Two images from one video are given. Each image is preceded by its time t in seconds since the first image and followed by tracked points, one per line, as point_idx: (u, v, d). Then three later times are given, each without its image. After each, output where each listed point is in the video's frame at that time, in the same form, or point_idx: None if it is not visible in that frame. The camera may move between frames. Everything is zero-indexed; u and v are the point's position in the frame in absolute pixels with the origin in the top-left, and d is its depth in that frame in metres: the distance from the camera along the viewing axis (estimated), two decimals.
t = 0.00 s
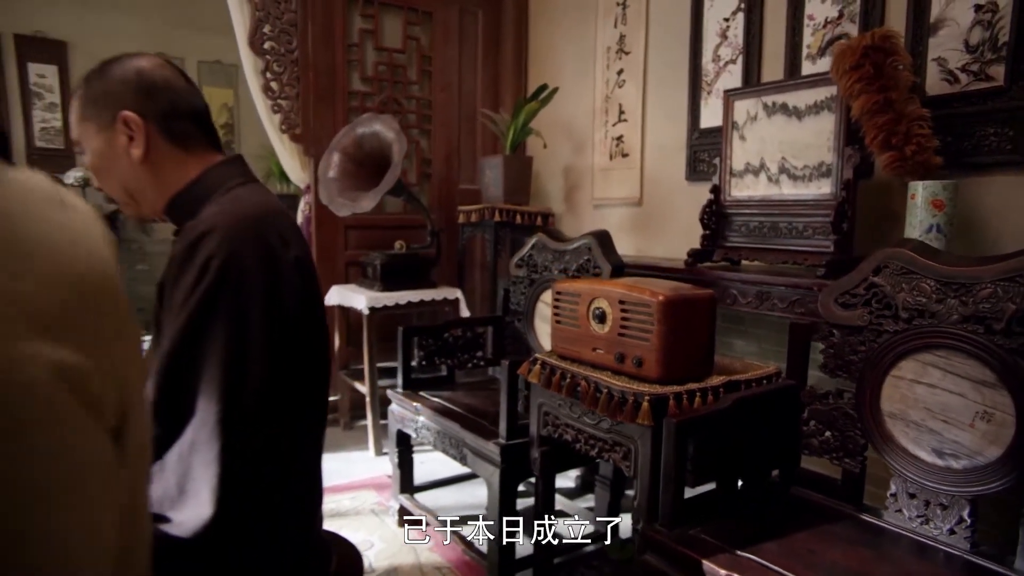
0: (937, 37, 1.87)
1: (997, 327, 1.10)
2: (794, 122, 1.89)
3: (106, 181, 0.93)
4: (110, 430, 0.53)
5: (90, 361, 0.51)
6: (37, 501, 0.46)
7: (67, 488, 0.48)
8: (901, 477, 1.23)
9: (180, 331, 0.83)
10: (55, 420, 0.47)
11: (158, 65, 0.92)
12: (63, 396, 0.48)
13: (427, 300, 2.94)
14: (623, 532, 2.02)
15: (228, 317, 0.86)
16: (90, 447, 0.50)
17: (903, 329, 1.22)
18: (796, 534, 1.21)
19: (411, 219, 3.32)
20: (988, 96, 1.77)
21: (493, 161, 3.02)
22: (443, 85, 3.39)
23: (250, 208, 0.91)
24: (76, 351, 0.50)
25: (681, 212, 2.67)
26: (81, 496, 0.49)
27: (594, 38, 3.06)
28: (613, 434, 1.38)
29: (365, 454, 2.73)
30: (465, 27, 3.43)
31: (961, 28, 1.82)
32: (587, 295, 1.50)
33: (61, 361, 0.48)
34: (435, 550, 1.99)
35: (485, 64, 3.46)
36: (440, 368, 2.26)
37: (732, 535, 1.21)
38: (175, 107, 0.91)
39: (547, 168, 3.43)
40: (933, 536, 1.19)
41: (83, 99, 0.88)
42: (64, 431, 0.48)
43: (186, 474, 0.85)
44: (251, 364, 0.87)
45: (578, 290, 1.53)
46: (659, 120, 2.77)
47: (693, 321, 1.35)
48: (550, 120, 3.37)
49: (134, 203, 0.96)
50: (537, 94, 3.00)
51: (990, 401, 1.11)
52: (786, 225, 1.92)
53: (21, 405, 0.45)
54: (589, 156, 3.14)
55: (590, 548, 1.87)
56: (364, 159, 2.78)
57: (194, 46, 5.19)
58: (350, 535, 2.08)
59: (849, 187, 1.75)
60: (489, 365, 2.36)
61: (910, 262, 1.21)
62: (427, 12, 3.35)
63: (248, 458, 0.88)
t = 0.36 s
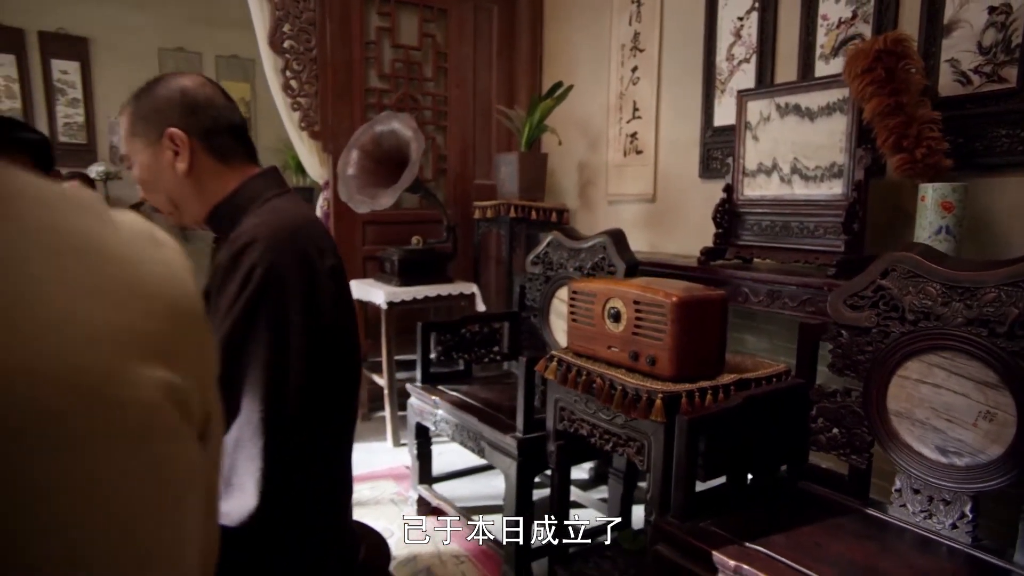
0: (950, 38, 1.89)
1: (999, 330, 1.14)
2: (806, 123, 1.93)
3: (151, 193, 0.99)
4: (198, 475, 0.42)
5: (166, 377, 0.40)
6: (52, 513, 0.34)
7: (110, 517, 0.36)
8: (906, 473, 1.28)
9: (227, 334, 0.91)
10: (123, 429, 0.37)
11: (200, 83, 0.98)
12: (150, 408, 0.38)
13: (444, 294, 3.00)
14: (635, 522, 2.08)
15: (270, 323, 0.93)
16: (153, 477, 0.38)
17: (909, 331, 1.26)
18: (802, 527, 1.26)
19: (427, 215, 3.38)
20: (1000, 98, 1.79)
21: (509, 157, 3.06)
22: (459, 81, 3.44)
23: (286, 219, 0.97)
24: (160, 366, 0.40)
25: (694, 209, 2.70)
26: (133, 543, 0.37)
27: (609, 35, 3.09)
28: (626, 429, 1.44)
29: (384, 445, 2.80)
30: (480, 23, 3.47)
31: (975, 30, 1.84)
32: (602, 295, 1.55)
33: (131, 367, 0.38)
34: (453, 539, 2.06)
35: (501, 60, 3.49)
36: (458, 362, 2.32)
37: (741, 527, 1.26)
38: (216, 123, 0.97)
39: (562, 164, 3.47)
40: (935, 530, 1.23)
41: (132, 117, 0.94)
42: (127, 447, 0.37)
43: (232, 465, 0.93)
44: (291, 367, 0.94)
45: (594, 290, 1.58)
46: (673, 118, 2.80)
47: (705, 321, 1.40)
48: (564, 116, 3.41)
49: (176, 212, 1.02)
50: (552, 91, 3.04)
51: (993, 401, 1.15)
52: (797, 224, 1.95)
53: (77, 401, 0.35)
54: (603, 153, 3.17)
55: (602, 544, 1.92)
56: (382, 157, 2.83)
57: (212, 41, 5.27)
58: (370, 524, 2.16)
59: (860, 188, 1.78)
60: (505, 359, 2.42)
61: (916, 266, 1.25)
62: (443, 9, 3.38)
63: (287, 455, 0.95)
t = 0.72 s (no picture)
0: (963, 40, 1.91)
1: (1003, 333, 1.18)
2: (819, 124, 1.96)
3: (195, 203, 1.06)
4: (248, 490, 0.47)
5: (238, 398, 0.46)
6: (51, 512, 0.38)
7: (129, 526, 0.41)
8: (911, 469, 1.32)
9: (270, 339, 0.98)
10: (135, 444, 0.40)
11: (240, 100, 1.04)
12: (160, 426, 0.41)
13: (461, 290, 3.06)
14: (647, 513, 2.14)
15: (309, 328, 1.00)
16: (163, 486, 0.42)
17: (916, 332, 1.30)
18: (810, 520, 1.31)
19: (444, 211, 3.44)
20: (1013, 99, 1.81)
21: (525, 155, 3.11)
22: (475, 79, 3.48)
23: (321, 228, 1.03)
24: (239, 383, 0.46)
25: (707, 206, 2.74)
26: (168, 545, 0.43)
27: (624, 32, 3.11)
28: (641, 424, 1.49)
29: (403, 436, 2.87)
30: (496, 21, 3.51)
31: (989, 32, 1.85)
32: (617, 295, 1.60)
33: (214, 384, 0.44)
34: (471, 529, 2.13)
35: (517, 57, 3.53)
36: (476, 357, 2.39)
37: (751, 520, 1.32)
38: (255, 138, 1.03)
39: (577, 161, 3.51)
40: (939, 524, 1.28)
41: (178, 132, 1.01)
42: (184, 459, 0.43)
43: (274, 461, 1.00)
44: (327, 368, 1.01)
45: (610, 290, 1.63)
46: (687, 116, 2.83)
47: (717, 321, 1.45)
48: (580, 113, 3.44)
49: (217, 221, 1.09)
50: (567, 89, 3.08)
51: (996, 402, 1.19)
52: (809, 224, 1.99)
53: (127, 415, 0.40)
54: (618, 149, 3.21)
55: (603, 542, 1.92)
56: (400, 155, 2.89)
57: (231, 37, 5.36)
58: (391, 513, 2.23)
59: (872, 189, 1.81)
60: (521, 354, 2.48)
61: (924, 269, 1.29)
62: (460, 7, 3.43)
63: (323, 450, 1.01)
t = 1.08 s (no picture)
0: (975, 41, 1.93)
1: (1005, 333, 1.22)
2: (830, 125, 2.00)
3: (233, 209, 1.13)
4: (235, 491, 0.47)
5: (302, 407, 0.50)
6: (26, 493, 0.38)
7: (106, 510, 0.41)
8: (915, 464, 1.37)
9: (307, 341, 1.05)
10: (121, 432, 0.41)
11: (275, 112, 1.10)
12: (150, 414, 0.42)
13: (478, 284, 3.13)
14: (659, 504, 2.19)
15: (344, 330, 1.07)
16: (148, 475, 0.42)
17: (920, 332, 1.35)
18: (816, 511, 1.37)
19: (460, 207, 3.50)
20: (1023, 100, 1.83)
21: (539, 151, 3.16)
22: (490, 76, 3.53)
23: (352, 235, 1.10)
24: (304, 391, 0.51)
25: (720, 203, 2.78)
26: (165, 537, 0.44)
27: (638, 29, 3.14)
28: (653, 418, 1.55)
29: (420, 428, 2.95)
30: (511, 19, 3.54)
31: (1001, 33, 1.87)
32: (631, 294, 1.66)
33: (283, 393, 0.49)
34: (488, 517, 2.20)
35: (531, 54, 3.57)
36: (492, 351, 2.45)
37: (759, 511, 1.37)
38: (289, 149, 1.09)
39: (591, 157, 3.55)
40: (941, 517, 1.33)
41: (218, 144, 1.07)
42: (170, 451, 0.43)
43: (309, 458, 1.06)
44: (360, 368, 1.08)
45: (624, 288, 1.68)
46: (701, 113, 2.86)
47: (728, 320, 1.50)
48: (594, 110, 3.48)
49: (254, 226, 1.15)
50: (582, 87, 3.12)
51: (997, 400, 1.24)
52: (820, 223, 2.03)
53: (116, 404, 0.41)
54: (632, 146, 3.25)
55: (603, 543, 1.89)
56: (417, 152, 2.95)
57: (248, 33, 5.44)
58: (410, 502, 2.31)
59: (882, 189, 1.85)
60: (537, 348, 2.54)
61: (929, 271, 1.33)
62: (475, 5, 3.47)
63: (353, 452, 1.07)
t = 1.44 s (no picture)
0: (980, 43, 1.96)
1: (998, 333, 1.26)
2: (836, 125, 2.03)
3: (259, 214, 1.19)
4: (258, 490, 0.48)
5: (341, 408, 0.54)
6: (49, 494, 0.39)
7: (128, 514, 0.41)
8: (912, 458, 1.42)
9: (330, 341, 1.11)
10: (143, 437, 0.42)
11: (299, 122, 1.16)
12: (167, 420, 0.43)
13: (489, 279, 3.18)
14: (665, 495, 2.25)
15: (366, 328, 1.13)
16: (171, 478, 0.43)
17: (918, 332, 1.39)
18: (815, 502, 1.42)
19: (471, 202, 3.55)
20: None
21: (549, 148, 3.20)
22: (501, 73, 3.57)
23: (373, 239, 1.16)
24: (342, 392, 0.54)
25: (728, 200, 2.82)
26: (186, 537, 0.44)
27: (648, 27, 3.17)
28: (659, 412, 1.61)
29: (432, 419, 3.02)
30: (522, 16, 3.58)
31: (1006, 36, 1.90)
32: (638, 292, 1.71)
33: (324, 396, 0.52)
34: (498, 506, 2.27)
35: (542, 51, 3.61)
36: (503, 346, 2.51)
37: (760, 502, 1.43)
38: (313, 157, 1.15)
39: (600, 153, 3.59)
40: (936, 509, 1.38)
41: (246, 153, 1.14)
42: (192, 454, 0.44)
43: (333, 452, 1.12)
44: (381, 366, 1.13)
45: (631, 286, 1.74)
46: (709, 111, 2.90)
47: (732, 318, 1.55)
48: (604, 107, 3.52)
49: (279, 230, 1.22)
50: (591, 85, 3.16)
51: (991, 397, 1.28)
52: (825, 222, 2.07)
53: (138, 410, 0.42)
54: (641, 143, 3.29)
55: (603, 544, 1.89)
56: (430, 149, 3.00)
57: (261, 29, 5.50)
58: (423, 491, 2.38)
59: (886, 190, 1.89)
60: (547, 343, 2.60)
61: (927, 272, 1.38)
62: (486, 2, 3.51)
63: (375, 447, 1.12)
